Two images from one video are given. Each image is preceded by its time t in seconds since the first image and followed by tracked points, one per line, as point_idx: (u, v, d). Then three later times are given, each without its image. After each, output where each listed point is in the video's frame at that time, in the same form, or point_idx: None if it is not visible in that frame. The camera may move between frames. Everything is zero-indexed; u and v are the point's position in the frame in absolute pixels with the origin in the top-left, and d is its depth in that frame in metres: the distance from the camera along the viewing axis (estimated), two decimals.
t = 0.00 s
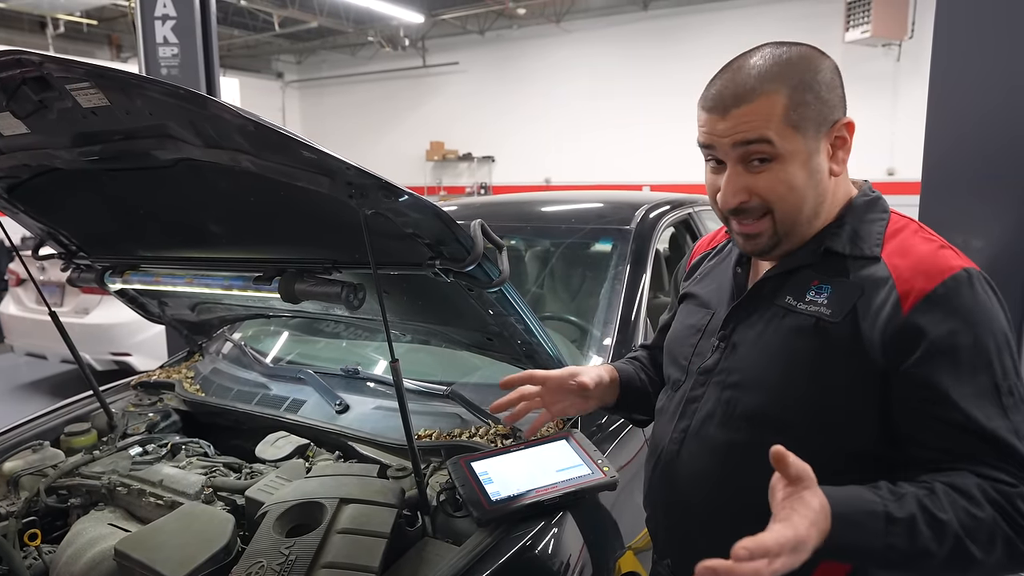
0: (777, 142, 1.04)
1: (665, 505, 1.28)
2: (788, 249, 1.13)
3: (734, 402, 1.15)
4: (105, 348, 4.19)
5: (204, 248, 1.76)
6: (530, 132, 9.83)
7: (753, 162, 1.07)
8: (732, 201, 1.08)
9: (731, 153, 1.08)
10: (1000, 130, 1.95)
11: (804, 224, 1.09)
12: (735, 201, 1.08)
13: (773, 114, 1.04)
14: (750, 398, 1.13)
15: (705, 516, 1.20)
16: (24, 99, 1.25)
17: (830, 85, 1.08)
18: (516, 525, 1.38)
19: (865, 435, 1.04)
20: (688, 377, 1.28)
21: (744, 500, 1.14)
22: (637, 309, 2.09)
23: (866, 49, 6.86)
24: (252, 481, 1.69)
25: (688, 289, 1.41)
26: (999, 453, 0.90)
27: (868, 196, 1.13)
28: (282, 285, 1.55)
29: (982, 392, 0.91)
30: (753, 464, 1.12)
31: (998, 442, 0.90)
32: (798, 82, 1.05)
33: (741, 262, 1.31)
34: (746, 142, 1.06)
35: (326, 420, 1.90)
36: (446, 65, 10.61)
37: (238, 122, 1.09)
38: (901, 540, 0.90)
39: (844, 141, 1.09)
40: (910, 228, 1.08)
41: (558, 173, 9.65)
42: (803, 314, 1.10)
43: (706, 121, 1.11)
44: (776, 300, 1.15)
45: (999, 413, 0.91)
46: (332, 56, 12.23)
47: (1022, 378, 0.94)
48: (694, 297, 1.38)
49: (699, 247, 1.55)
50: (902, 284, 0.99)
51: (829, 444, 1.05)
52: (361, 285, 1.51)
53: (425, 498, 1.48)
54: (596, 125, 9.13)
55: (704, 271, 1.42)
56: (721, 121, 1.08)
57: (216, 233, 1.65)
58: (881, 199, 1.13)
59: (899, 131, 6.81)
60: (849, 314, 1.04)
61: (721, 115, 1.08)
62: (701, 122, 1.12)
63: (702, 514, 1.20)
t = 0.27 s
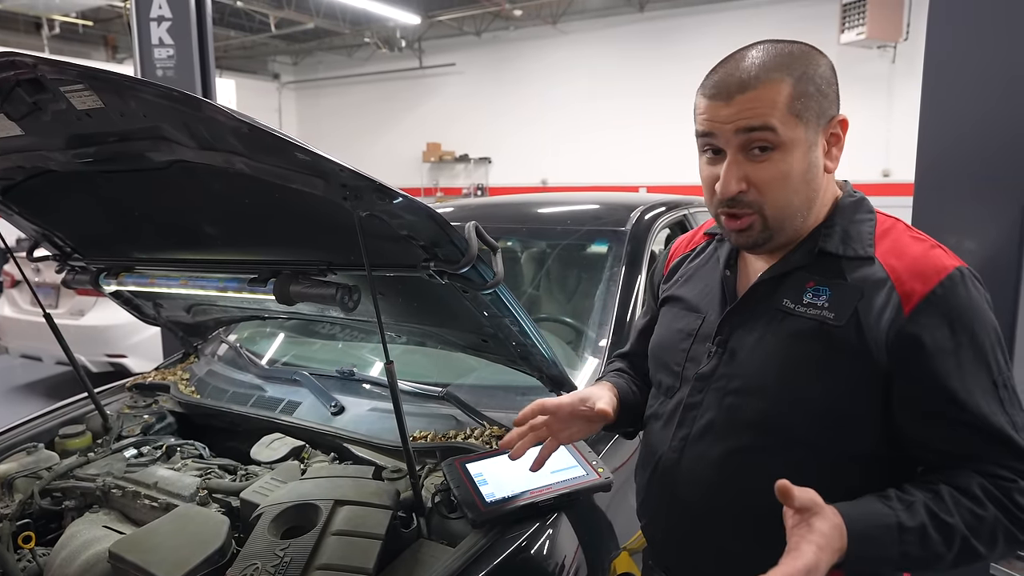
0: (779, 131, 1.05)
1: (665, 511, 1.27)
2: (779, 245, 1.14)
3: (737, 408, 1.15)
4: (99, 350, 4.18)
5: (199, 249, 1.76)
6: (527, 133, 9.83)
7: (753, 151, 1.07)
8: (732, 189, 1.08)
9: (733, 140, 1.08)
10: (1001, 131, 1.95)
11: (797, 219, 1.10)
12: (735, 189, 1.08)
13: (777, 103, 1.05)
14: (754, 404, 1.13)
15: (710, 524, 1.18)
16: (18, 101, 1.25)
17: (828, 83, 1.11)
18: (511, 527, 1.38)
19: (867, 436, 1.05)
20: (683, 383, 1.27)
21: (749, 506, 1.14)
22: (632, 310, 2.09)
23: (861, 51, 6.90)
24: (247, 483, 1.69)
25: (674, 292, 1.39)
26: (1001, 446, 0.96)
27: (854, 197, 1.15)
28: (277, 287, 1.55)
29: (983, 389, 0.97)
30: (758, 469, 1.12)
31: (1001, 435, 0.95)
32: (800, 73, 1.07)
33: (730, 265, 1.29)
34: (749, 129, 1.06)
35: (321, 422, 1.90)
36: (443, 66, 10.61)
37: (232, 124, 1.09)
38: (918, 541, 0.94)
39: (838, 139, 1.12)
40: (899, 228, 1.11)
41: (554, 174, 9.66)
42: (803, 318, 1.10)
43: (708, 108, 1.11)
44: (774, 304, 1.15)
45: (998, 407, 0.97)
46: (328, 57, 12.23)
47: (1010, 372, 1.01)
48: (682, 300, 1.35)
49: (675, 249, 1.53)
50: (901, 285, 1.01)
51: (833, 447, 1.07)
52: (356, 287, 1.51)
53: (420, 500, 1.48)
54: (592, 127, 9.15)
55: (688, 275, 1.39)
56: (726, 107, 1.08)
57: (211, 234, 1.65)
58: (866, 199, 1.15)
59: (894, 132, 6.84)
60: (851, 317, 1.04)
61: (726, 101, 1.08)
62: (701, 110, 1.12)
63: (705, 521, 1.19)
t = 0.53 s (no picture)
0: (776, 124, 1.07)
1: (662, 516, 1.26)
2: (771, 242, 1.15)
3: (732, 413, 1.15)
4: (96, 353, 4.17)
5: (194, 252, 1.76)
6: (525, 137, 9.85)
7: (751, 143, 1.09)
8: (730, 180, 1.09)
9: (731, 131, 1.09)
10: (997, 133, 1.95)
11: (790, 214, 1.12)
12: (733, 180, 1.09)
13: (775, 95, 1.07)
14: (749, 408, 1.13)
15: (707, 528, 1.18)
16: (12, 104, 1.25)
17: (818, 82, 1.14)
18: (505, 530, 1.38)
19: (859, 435, 1.07)
20: (674, 389, 1.26)
21: (745, 510, 1.14)
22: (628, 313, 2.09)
23: (857, 55, 6.92)
24: (242, 486, 1.69)
25: (659, 296, 1.37)
26: (991, 443, 0.97)
27: (838, 199, 1.16)
28: (272, 289, 1.57)
29: (973, 388, 0.98)
30: (754, 473, 1.12)
31: (990, 434, 0.96)
32: (795, 69, 1.09)
33: (716, 268, 1.28)
34: (748, 121, 1.07)
35: (316, 425, 1.90)
36: (440, 69, 10.63)
37: (226, 126, 1.09)
38: (903, 537, 0.95)
39: (826, 137, 1.15)
40: (885, 229, 1.13)
41: (552, 177, 9.66)
42: (795, 321, 1.10)
43: (706, 100, 1.11)
44: (764, 307, 1.14)
45: (986, 405, 0.98)
46: (326, 60, 12.25)
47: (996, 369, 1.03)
48: (668, 305, 1.33)
49: (658, 253, 1.52)
50: (890, 286, 1.02)
51: (826, 448, 1.07)
52: (351, 290, 1.51)
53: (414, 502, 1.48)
54: (590, 130, 9.17)
55: (673, 279, 1.37)
56: (725, 98, 1.09)
57: (205, 237, 1.65)
58: (849, 201, 1.16)
59: (891, 135, 6.86)
60: (844, 319, 1.04)
61: (725, 92, 1.09)
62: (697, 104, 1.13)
63: (702, 526, 1.19)
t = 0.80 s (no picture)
0: (768, 118, 1.08)
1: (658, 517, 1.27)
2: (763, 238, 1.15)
3: (725, 414, 1.15)
4: (94, 355, 4.17)
5: (193, 254, 1.76)
6: (524, 138, 9.86)
7: (743, 137, 1.10)
8: (723, 172, 1.10)
9: (724, 124, 1.10)
10: (996, 134, 1.95)
11: (782, 211, 1.12)
12: (726, 172, 1.10)
13: (766, 90, 1.08)
14: (741, 409, 1.13)
15: (701, 527, 1.19)
16: (12, 106, 1.25)
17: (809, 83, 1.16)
18: (504, 531, 1.39)
19: (851, 434, 1.07)
20: (668, 390, 1.26)
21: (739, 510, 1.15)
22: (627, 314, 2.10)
23: (857, 57, 6.94)
24: (242, 487, 1.69)
25: (652, 298, 1.37)
26: (981, 441, 0.97)
27: (829, 199, 1.17)
28: (271, 290, 1.57)
29: (962, 386, 0.98)
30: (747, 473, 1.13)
31: (979, 431, 0.97)
32: (787, 67, 1.11)
33: (709, 270, 1.29)
34: (740, 114, 1.09)
35: (315, 426, 1.90)
36: (440, 71, 10.64)
37: (226, 128, 1.09)
38: (893, 536, 0.95)
39: (817, 137, 1.16)
40: (874, 229, 1.13)
41: (551, 178, 9.66)
42: (786, 321, 1.11)
43: (700, 94, 1.13)
44: (755, 307, 1.15)
45: (976, 403, 0.98)
46: (326, 62, 12.26)
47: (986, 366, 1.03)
48: (661, 307, 1.34)
49: (651, 255, 1.52)
50: (879, 285, 1.03)
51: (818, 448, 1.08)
52: (350, 291, 1.51)
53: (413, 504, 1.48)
54: (590, 132, 9.18)
55: (665, 281, 1.38)
56: (717, 92, 1.10)
57: (205, 239, 1.65)
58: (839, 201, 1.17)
59: (890, 137, 6.87)
60: (834, 318, 1.05)
61: (718, 86, 1.10)
62: (690, 99, 1.15)
63: (696, 528, 1.19)
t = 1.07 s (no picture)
0: (703, 155, 1.07)
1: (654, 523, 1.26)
2: (737, 255, 1.15)
3: (716, 417, 1.16)
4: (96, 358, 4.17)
5: (195, 257, 1.77)
6: (525, 141, 9.88)
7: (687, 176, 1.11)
8: (672, 212, 1.13)
9: (666, 167, 1.13)
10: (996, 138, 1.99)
11: (745, 232, 1.12)
12: (674, 212, 1.13)
13: (697, 128, 1.08)
14: (731, 412, 1.13)
15: (695, 532, 1.19)
16: (16, 109, 1.26)
17: (766, 94, 1.09)
18: (503, 533, 1.39)
19: (847, 441, 1.06)
20: (667, 392, 1.27)
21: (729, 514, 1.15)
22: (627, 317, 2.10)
23: (856, 60, 6.96)
24: (242, 489, 1.70)
25: (660, 302, 1.40)
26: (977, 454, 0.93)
27: (831, 202, 1.16)
28: (273, 293, 1.57)
29: (957, 394, 0.94)
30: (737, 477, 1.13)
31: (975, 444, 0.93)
32: (724, 94, 1.08)
33: (712, 273, 1.29)
34: (676, 157, 1.10)
35: (316, 428, 1.91)
36: (441, 74, 10.67)
37: (227, 132, 1.10)
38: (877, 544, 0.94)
39: (784, 148, 1.08)
40: (874, 232, 1.10)
41: (551, 181, 9.65)
42: (778, 325, 1.11)
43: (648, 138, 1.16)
44: (752, 311, 1.16)
45: (974, 412, 0.94)
46: (327, 65, 12.30)
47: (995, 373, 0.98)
48: (667, 310, 1.36)
49: (666, 259, 1.54)
50: (871, 290, 1.01)
51: (808, 453, 1.07)
52: (351, 294, 1.51)
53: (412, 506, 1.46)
54: (590, 135, 9.19)
55: (674, 285, 1.40)
56: (659, 136, 1.13)
57: (206, 241, 1.66)
58: (842, 203, 1.16)
59: (889, 140, 6.88)
60: (824, 322, 1.05)
61: (658, 131, 1.13)
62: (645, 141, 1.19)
63: (688, 531, 1.19)
